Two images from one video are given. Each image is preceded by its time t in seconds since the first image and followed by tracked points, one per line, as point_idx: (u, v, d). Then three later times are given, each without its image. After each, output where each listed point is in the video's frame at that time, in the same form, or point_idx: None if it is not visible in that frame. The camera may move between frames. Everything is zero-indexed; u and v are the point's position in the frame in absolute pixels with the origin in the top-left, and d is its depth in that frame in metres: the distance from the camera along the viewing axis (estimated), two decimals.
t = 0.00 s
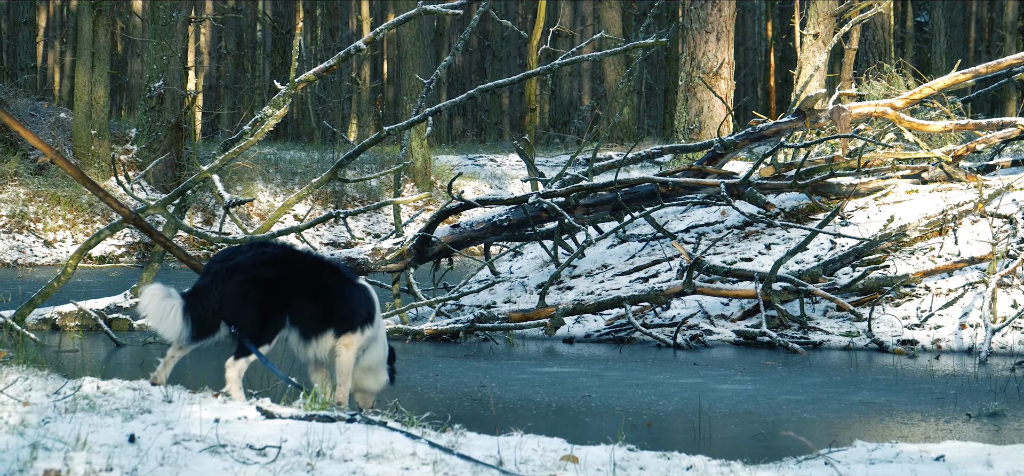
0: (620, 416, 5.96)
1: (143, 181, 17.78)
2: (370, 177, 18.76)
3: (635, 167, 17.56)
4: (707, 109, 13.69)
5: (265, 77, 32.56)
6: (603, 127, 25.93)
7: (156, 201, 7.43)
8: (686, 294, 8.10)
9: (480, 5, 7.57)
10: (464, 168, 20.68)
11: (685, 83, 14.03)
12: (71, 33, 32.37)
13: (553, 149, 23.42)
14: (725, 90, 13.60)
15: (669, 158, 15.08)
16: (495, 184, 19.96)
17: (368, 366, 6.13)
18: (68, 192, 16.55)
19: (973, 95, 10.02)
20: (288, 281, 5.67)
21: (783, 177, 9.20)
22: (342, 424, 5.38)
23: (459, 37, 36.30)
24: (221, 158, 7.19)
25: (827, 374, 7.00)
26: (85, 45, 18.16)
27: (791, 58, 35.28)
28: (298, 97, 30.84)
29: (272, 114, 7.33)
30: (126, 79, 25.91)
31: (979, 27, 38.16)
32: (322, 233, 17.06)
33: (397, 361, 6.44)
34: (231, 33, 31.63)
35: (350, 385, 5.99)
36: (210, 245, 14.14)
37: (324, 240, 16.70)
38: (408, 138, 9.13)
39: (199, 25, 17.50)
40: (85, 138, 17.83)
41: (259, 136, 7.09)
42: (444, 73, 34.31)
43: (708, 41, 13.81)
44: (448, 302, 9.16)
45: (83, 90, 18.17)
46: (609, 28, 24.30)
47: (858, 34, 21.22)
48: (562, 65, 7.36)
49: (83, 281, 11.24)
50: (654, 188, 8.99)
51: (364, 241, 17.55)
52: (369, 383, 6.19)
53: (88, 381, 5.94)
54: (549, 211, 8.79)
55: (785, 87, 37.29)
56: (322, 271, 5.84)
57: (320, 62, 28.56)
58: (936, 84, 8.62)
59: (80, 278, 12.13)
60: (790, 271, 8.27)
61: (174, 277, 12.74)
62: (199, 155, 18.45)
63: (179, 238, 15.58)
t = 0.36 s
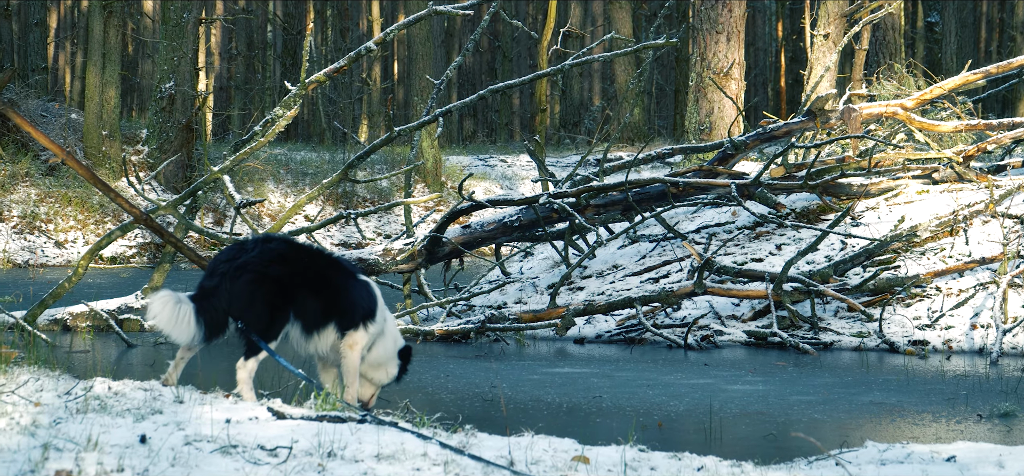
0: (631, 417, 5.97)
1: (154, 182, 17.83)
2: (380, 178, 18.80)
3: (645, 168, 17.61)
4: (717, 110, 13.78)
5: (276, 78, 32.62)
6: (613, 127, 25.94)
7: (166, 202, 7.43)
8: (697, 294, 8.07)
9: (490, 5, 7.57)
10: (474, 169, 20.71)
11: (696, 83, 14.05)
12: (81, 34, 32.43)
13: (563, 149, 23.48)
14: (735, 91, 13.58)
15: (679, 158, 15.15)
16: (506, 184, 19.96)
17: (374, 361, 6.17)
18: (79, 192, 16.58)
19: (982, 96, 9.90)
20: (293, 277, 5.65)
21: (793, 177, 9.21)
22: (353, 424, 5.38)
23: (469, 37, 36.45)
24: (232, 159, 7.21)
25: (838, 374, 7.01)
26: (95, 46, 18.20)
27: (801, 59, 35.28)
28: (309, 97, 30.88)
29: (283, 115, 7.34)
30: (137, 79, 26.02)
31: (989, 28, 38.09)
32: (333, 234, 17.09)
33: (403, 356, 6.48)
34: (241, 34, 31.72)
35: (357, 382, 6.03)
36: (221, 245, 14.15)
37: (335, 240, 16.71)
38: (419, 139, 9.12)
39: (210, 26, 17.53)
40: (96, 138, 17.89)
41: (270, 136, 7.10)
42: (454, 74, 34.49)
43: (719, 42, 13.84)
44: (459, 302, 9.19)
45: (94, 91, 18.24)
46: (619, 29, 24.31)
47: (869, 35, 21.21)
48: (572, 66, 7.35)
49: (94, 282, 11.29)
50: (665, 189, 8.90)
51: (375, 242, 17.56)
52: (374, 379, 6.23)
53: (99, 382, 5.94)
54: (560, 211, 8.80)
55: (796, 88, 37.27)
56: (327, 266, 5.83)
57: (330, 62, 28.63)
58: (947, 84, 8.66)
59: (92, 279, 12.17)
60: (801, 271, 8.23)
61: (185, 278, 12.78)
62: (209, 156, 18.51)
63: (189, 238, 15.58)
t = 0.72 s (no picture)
0: (644, 416, 5.98)
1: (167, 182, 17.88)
2: (394, 178, 18.85)
3: (659, 168, 17.67)
4: (731, 110, 13.85)
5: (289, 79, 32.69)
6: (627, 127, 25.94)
7: (180, 202, 7.52)
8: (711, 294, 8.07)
9: (504, 5, 7.59)
10: (487, 169, 20.73)
11: (708, 83, 14.17)
12: (95, 35, 32.55)
13: (577, 150, 23.53)
14: (748, 91, 13.71)
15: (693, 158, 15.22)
16: (519, 184, 19.97)
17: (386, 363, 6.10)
18: (93, 193, 16.59)
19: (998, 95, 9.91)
20: (300, 272, 5.62)
21: (807, 177, 9.19)
22: (366, 424, 5.36)
23: (482, 38, 36.59)
24: (245, 159, 7.28)
25: (851, 374, 7.02)
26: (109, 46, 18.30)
27: (815, 59, 35.23)
28: (322, 97, 30.93)
29: (296, 115, 7.38)
30: (150, 80, 26.15)
31: (1004, 28, 38.01)
32: (347, 234, 17.09)
33: (418, 359, 6.41)
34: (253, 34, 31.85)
35: (368, 384, 5.97)
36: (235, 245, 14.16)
37: (349, 240, 16.73)
38: (432, 139, 9.16)
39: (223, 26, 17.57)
40: (109, 139, 17.93)
41: (284, 136, 7.16)
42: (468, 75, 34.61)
43: (732, 42, 13.90)
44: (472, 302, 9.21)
45: (108, 91, 18.30)
46: (632, 29, 24.32)
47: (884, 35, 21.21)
48: (586, 66, 7.36)
49: (108, 282, 11.32)
50: (678, 189, 8.98)
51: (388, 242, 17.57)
52: (388, 382, 6.17)
53: (112, 382, 5.95)
54: (573, 211, 8.76)
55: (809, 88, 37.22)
56: (335, 262, 5.79)
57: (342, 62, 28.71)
58: (960, 85, 8.71)
59: (107, 279, 12.21)
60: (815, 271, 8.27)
61: (199, 278, 12.80)
62: (223, 156, 18.57)
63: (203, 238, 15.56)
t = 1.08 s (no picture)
0: (657, 417, 5.97)
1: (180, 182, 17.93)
2: (407, 178, 18.90)
3: (672, 167, 17.77)
4: (744, 110, 14.07)
5: (302, 79, 32.78)
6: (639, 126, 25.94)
7: (192, 202, 7.59)
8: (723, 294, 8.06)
9: (518, 5, 7.62)
10: (500, 169, 20.75)
11: (721, 83, 14.36)
12: (108, 35, 32.69)
13: (590, 149, 23.64)
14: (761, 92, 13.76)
15: (705, 158, 15.37)
16: (532, 184, 20.01)
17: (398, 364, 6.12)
18: (106, 193, 16.59)
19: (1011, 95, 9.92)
20: (313, 272, 5.62)
21: (819, 178, 9.16)
22: (379, 425, 5.32)
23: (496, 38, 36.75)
24: (259, 159, 7.34)
25: (863, 374, 7.02)
26: (121, 47, 18.55)
27: (827, 59, 35.20)
28: (335, 97, 31.01)
29: (309, 115, 7.42)
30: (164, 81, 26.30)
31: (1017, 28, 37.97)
32: (360, 234, 17.11)
33: (430, 359, 6.42)
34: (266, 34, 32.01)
35: (380, 385, 5.99)
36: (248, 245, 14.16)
37: (363, 240, 16.75)
38: (444, 139, 9.18)
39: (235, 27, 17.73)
40: (121, 139, 17.99)
41: (297, 136, 7.21)
42: (482, 75, 34.72)
43: (745, 42, 14.03)
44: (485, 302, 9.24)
45: (120, 91, 18.43)
46: (645, 29, 24.38)
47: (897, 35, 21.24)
48: (598, 66, 7.40)
49: (120, 282, 11.34)
50: (691, 189, 8.94)
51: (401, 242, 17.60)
52: (400, 382, 6.19)
53: (125, 383, 5.94)
54: (586, 212, 8.74)
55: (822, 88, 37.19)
56: (348, 264, 5.80)
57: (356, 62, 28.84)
58: (973, 84, 8.69)
59: (120, 279, 12.25)
60: (827, 271, 8.28)
61: (212, 278, 12.83)
62: (236, 156, 18.67)
63: (216, 239, 15.54)
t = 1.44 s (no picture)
0: (669, 417, 5.95)
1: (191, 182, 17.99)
2: (419, 178, 18.97)
3: (683, 167, 17.86)
4: (755, 109, 14.22)
5: (314, 79, 32.89)
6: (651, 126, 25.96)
7: (204, 202, 7.68)
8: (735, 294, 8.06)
9: (530, 5, 7.67)
10: (512, 169, 20.79)
11: (733, 83, 14.53)
12: (121, 36, 32.88)
13: (602, 149, 23.72)
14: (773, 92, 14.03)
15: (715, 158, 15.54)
16: (544, 184, 20.04)
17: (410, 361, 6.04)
18: (117, 193, 16.63)
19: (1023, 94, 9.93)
20: (323, 272, 5.60)
21: (832, 177, 9.18)
22: (390, 424, 5.27)
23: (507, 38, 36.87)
24: (270, 159, 7.40)
25: (875, 374, 7.02)
26: (133, 46, 18.64)
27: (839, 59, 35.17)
28: (346, 97, 31.10)
29: (321, 115, 7.46)
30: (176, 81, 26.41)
31: None
32: (371, 234, 17.13)
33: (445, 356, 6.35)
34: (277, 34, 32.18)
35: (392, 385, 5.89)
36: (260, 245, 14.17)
37: (375, 240, 16.78)
38: (456, 139, 9.22)
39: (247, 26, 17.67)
40: (133, 139, 18.05)
41: (308, 136, 7.26)
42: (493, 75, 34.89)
43: (756, 42, 14.31)
44: (497, 302, 9.27)
45: (132, 91, 18.50)
46: (657, 28, 24.45)
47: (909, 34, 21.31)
48: (610, 66, 7.45)
49: (132, 281, 11.37)
50: (703, 189, 8.97)
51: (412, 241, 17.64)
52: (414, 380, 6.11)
53: (136, 382, 5.93)
54: (598, 212, 8.78)
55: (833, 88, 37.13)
56: (358, 262, 5.75)
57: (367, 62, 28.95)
58: (985, 84, 8.71)
59: (132, 279, 12.29)
60: (838, 271, 8.29)
61: (224, 277, 12.87)
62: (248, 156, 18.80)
63: (227, 238, 15.55)
